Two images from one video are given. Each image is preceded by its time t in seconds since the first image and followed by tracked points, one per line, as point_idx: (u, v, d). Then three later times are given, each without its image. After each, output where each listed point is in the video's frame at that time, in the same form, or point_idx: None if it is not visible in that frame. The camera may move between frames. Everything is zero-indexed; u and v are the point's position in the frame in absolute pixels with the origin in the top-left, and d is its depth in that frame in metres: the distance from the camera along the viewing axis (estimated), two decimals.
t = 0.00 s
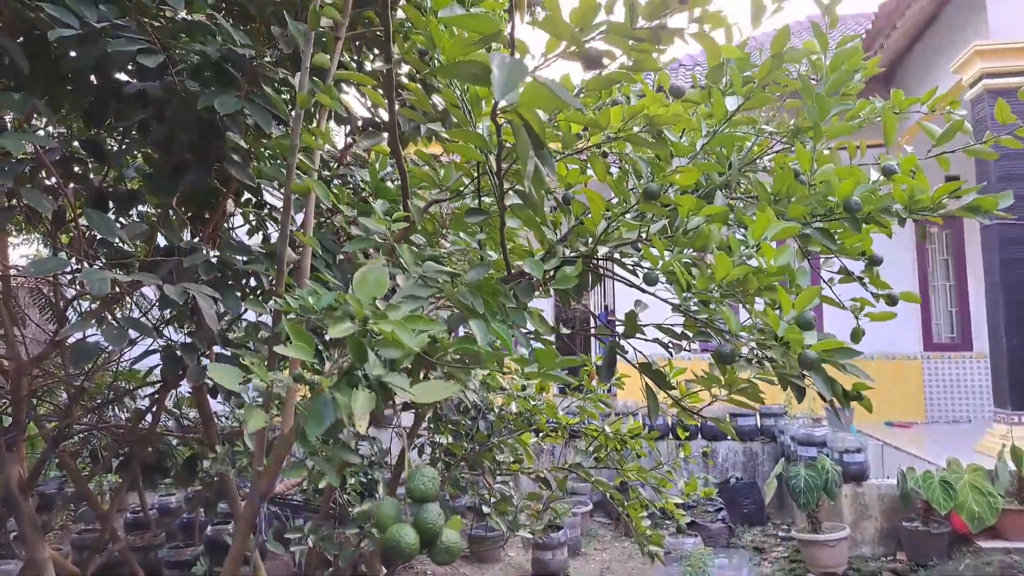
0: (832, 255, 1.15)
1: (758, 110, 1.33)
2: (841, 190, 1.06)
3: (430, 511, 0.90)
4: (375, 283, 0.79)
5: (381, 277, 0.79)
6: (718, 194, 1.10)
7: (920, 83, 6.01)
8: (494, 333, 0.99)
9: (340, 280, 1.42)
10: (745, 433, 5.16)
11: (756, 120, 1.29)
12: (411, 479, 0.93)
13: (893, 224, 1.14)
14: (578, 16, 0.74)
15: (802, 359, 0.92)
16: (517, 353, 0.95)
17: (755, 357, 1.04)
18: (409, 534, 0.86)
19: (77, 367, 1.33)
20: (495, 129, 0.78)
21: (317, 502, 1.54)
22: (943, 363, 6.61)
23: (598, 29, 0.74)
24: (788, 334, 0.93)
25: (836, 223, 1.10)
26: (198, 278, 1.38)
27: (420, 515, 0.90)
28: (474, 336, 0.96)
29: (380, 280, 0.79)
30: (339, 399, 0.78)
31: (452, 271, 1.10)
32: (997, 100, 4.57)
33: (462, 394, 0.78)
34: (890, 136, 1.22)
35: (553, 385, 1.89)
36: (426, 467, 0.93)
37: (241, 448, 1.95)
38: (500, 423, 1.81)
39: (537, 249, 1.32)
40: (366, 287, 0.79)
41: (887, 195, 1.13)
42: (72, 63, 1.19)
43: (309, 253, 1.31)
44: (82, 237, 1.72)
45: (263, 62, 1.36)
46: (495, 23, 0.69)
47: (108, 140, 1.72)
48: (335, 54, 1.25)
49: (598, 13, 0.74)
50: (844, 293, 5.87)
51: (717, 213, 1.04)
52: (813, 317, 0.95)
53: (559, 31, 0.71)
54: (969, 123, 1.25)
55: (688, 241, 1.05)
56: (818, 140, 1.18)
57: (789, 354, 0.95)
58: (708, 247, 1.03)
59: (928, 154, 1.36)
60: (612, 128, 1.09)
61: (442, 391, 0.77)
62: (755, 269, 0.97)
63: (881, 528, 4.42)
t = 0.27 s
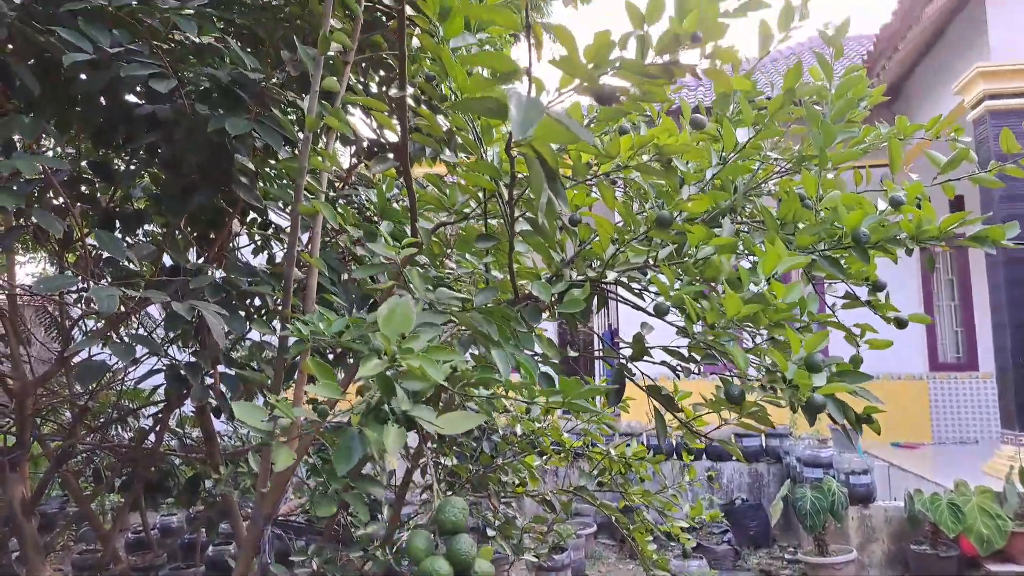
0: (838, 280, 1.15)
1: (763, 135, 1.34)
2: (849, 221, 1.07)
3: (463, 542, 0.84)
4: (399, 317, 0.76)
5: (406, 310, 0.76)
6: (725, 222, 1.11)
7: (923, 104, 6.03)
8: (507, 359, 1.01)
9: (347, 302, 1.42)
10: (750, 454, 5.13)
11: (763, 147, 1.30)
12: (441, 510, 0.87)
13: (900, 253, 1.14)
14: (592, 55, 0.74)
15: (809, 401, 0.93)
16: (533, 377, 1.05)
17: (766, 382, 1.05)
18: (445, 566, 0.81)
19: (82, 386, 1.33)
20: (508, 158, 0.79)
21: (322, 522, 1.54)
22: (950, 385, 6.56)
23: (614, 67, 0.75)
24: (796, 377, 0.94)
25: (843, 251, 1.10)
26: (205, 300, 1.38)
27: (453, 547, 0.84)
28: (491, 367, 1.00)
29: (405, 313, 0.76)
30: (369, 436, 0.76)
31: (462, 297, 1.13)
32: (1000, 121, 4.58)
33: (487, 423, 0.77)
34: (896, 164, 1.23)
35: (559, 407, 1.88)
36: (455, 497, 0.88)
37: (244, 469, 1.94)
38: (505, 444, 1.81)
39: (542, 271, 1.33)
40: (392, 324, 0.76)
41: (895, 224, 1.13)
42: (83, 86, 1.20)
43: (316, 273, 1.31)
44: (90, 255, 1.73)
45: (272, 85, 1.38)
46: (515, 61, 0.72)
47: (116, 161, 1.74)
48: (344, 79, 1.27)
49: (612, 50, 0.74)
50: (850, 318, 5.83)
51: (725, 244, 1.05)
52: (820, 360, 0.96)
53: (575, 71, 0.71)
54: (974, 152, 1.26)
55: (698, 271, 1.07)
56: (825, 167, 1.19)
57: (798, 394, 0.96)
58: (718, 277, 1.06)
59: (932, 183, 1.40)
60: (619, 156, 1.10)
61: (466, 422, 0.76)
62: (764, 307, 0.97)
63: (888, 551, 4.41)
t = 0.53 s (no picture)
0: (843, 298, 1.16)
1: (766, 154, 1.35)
2: (856, 238, 1.07)
3: (470, 550, 0.83)
4: (408, 324, 0.78)
5: (415, 319, 0.78)
6: (731, 239, 1.11)
7: (927, 120, 6.03)
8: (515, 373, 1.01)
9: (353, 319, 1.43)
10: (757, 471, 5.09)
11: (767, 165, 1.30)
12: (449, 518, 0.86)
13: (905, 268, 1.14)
14: (607, 89, 0.76)
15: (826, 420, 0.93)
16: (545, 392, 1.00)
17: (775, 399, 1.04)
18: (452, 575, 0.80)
19: (88, 404, 1.33)
20: (520, 185, 0.80)
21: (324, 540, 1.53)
22: (957, 400, 6.52)
23: (629, 102, 0.77)
24: (815, 398, 0.94)
25: (849, 267, 1.10)
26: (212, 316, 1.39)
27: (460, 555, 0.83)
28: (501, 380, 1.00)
29: (414, 322, 0.78)
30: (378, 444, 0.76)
31: (468, 313, 1.13)
32: (1005, 136, 4.58)
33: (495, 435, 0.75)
34: (900, 183, 1.24)
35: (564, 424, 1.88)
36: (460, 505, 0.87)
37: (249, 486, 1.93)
38: (510, 461, 1.80)
39: (547, 288, 1.33)
40: (402, 334, 0.78)
41: (899, 239, 1.13)
42: (93, 107, 1.21)
43: (322, 290, 1.32)
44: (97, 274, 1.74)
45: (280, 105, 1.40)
46: (529, 95, 0.72)
47: (123, 179, 1.75)
48: (351, 99, 1.28)
49: (628, 86, 0.76)
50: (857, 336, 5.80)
51: (733, 262, 1.05)
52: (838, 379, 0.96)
53: (592, 110, 0.70)
54: (977, 171, 1.27)
55: (705, 289, 1.07)
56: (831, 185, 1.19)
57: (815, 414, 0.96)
58: (727, 295, 1.05)
59: (936, 200, 1.40)
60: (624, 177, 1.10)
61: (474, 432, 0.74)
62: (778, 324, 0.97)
63: (897, 569, 4.37)
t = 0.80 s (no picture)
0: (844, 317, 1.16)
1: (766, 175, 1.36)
2: (855, 259, 1.08)
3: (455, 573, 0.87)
4: (404, 346, 0.79)
5: (411, 341, 0.80)
6: (730, 259, 1.12)
7: (926, 140, 6.06)
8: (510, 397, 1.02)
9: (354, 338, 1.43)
10: (759, 490, 5.06)
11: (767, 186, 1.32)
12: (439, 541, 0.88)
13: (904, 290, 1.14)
14: (600, 98, 0.77)
15: (822, 434, 0.92)
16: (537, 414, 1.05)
17: (773, 418, 1.03)
18: None
19: (88, 424, 1.32)
20: (518, 202, 0.80)
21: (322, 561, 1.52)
22: (960, 419, 6.50)
23: (622, 111, 0.77)
24: (807, 410, 0.94)
25: (848, 288, 1.11)
26: (214, 336, 1.39)
27: None
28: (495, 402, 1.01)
29: (409, 344, 0.79)
30: (366, 465, 0.77)
31: (469, 333, 1.14)
32: (1004, 154, 4.59)
33: (487, 458, 0.76)
34: (899, 203, 1.24)
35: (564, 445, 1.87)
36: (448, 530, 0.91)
37: (250, 506, 1.92)
38: (512, 481, 1.79)
39: (549, 307, 1.33)
40: (396, 353, 0.79)
41: (899, 263, 1.14)
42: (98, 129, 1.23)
43: (323, 309, 1.32)
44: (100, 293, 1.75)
45: (283, 125, 1.42)
46: (527, 108, 0.74)
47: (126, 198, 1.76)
48: (354, 119, 1.29)
49: (620, 94, 0.77)
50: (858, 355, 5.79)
51: (733, 279, 1.06)
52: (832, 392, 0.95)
53: (586, 119, 0.71)
54: (975, 191, 1.28)
55: (705, 308, 1.08)
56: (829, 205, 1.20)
57: (809, 428, 0.95)
58: (726, 313, 1.06)
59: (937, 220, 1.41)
60: (625, 196, 1.11)
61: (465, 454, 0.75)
62: (774, 340, 0.98)
63: None
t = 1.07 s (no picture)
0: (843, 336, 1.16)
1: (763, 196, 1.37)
2: (849, 274, 1.07)
3: None
4: (397, 379, 0.79)
5: (404, 372, 0.79)
6: (728, 279, 1.12)
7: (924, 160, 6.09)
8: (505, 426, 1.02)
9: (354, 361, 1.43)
10: (762, 511, 5.02)
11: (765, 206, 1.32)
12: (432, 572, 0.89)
13: (903, 306, 1.14)
14: (591, 125, 0.78)
15: (818, 457, 0.92)
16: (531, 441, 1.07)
17: (769, 437, 1.02)
18: None
19: (88, 446, 1.32)
20: (514, 225, 0.81)
21: None
22: (963, 439, 6.47)
23: (612, 136, 0.77)
24: (802, 432, 0.93)
25: (844, 306, 1.11)
26: (215, 359, 1.40)
27: None
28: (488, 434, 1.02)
29: (403, 376, 0.79)
30: (360, 501, 0.78)
31: (469, 355, 1.14)
32: (1002, 173, 4.62)
33: (480, 489, 0.77)
34: (896, 222, 1.25)
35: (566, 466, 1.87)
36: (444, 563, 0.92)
37: (249, 530, 1.91)
38: (513, 504, 1.79)
39: (550, 329, 1.34)
40: (390, 387, 0.79)
41: (895, 278, 1.14)
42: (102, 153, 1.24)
43: (323, 331, 1.32)
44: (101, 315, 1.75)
45: (286, 148, 1.43)
46: (515, 135, 0.73)
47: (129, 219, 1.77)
48: (356, 142, 1.30)
49: (611, 122, 0.78)
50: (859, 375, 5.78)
51: (729, 300, 1.07)
52: (826, 414, 0.94)
53: (571, 145, 0.72)
54: (972, 209, 1.28)
55: (703, 329, 1.08)
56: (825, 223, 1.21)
57: (806, 451, 0.95)
58: (721, 333, 1.07)
59: (936, 239, 1.42)
60: (624, 219, 1.12)
61: (458, 486, 0.77)
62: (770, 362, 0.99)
63: None
